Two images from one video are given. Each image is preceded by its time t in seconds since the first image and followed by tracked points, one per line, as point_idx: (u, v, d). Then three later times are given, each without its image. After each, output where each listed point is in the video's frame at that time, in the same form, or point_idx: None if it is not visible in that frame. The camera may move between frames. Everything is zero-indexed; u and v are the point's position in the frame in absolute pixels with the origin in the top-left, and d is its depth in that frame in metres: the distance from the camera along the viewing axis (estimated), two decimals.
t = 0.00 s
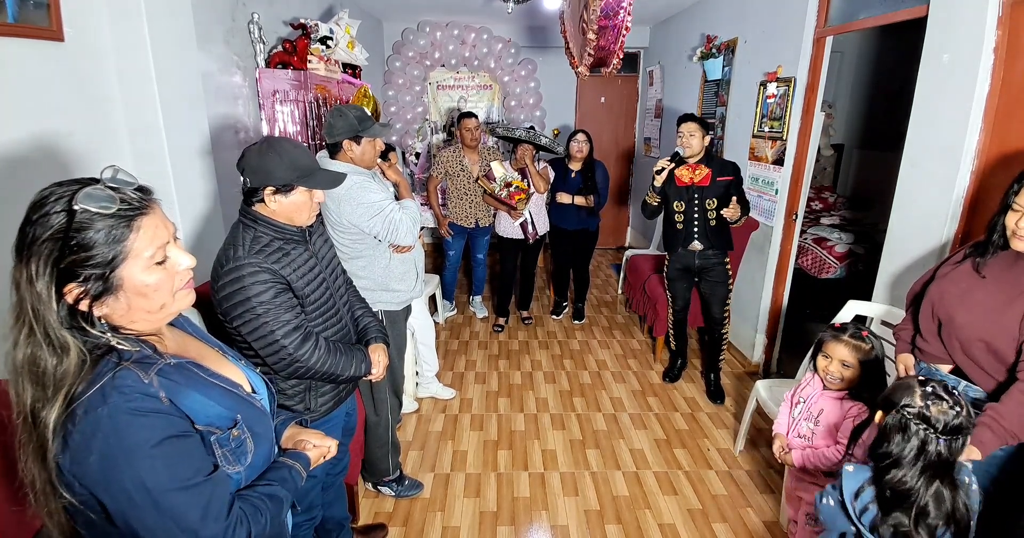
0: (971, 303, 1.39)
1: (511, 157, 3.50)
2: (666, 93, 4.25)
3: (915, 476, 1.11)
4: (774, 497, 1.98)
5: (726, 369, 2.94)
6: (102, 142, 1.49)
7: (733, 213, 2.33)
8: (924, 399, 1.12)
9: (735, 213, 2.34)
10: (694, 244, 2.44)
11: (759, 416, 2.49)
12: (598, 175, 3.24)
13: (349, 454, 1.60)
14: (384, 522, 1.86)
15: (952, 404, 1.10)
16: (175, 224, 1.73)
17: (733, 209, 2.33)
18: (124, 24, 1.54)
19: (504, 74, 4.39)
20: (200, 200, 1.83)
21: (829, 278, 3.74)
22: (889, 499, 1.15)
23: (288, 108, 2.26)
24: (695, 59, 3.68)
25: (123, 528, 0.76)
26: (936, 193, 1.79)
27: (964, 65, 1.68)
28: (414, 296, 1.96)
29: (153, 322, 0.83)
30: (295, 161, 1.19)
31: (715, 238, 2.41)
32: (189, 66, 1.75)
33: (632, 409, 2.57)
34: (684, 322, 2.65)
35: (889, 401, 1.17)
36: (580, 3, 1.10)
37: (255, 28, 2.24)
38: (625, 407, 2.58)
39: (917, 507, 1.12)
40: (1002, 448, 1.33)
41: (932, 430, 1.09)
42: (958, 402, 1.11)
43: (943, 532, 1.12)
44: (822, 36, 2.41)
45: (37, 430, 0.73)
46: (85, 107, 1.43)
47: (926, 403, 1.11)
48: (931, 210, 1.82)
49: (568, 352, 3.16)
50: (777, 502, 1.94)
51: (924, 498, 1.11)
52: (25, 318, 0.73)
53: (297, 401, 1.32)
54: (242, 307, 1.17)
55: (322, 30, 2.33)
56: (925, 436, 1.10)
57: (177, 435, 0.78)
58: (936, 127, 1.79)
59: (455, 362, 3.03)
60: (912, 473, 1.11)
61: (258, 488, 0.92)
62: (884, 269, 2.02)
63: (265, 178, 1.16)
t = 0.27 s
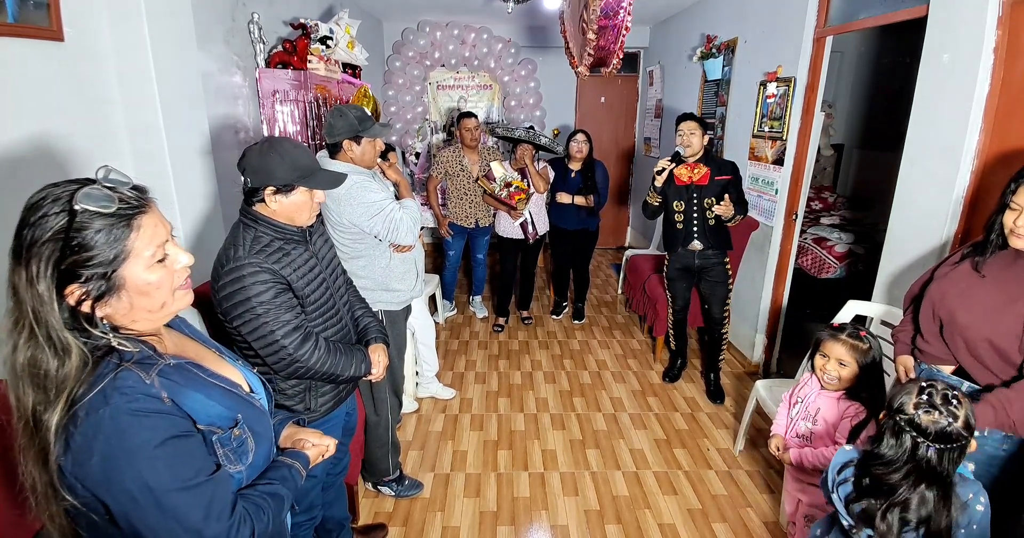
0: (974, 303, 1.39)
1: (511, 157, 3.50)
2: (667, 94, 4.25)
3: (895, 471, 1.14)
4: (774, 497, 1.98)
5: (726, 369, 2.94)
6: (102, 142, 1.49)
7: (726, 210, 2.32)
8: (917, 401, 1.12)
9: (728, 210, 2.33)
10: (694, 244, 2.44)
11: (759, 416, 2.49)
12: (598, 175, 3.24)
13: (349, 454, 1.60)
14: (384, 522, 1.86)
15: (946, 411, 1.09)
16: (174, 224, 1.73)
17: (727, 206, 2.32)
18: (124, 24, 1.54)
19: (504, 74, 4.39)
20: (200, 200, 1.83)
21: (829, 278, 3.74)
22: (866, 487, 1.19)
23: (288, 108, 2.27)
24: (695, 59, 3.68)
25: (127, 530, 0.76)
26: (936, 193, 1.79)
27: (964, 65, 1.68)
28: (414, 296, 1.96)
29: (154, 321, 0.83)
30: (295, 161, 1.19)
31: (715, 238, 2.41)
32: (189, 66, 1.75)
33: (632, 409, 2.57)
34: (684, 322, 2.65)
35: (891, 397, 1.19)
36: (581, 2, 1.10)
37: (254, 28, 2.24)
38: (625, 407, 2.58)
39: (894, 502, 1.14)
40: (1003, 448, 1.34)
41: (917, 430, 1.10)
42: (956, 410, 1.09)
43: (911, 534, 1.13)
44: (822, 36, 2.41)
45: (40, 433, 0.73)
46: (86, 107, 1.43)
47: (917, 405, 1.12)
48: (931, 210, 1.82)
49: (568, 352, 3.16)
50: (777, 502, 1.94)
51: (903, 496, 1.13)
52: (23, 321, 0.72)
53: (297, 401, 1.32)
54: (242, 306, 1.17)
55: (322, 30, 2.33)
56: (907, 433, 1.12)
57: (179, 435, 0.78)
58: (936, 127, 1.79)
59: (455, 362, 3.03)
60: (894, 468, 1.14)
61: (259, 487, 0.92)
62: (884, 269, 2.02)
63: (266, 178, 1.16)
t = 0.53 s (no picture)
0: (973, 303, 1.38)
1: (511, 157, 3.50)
2: (667, 94, 4.25)
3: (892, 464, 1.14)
4: (774, 497, 1.98)
5: (726, 369, 2.94)
6: (103, 142, 1.49)
7: (720, 210, 2.34)
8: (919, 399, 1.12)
9: (722, 210, 2.34)
10: (693, 244, 2.44)
11: (759, 416, 2.49)
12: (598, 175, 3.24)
13: (350, 454, 1.60)
14: (384, 522, 1.86)
15: (943, 407, 1.09)
16: (174, 224, 1.73)
17: (721, 205, 2.33)
18: (126, 25, 1.54)
19: (504, 74, 4.39)
20: (200, 200, 1.83)
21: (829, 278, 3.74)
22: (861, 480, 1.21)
23: (288, 108, 2.27)
24: (695, 59, 3.68)
25: (136, 529, 0.76)
26: (936, 193, 1.79)
27: (964, 65, 1.68)
28: (414, 295, 1.96)
29: (156, 321, 0.83)
30: (295, 161, 1.19)
31: (715, 238, 2.41)
32: (190, 66, 1.75)
33: (632, 409, 2.57)
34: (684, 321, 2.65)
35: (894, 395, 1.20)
36: (581, 3, 1.10)
37: (254, 28, 2.25)
38: (625, 407, 2.58)
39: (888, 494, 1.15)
40: (1007, 449, 1.36)
41: (915, 426, 1.11)
42: (954, 409, 1.09)
43: (899, 530, 1.14)
44: (822, 36, 2.41)
45: (46, 435, 0.73)
46: (86, 107, 1.43)
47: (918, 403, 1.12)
48: (931, 210, 1.82)
49: (568, 352, 3.16)
50: (777, 502, 1.94)
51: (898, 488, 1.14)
52: (25, 323, 0.71)
53: (296, 401, 1.32)
54: (241, 307, 1.17)
55: (322, 30, 2.33)
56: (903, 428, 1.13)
57: (186, 434, 0.78)
58: (936, 127, 1.79)
59: (455, 362, 3.03)
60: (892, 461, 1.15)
61: (264, 482, 0.93)
62: (884, 268, 2.02)
63: (265, 178, 1.16)
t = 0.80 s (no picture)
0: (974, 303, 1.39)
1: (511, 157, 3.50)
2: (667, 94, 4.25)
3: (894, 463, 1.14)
4: (774, 497, 1.98)
5: (726, 369, 2.94)
6: (103, 142, 1.49)
7: (713, 209, 2.32)
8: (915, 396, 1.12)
9: (715, 209, 2.32)
10: (692, 244, 2.43)
11: (759, 416, 2.49)
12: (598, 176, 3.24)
13: (350, 454, 1.60)
14: (384, 522, 1.86)
15: (938, 400, 1.10)
16: (174, 224, 1.73)
17: (715, 205, 2.32)
18: (126, 25, 1.54)
19: (504, 74, 4.39)
20: (200, 200, 1.83)
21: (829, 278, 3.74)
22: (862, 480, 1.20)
23: (288, 108, 2.27)
24: (695, 60, 3.68)
25: (142, 527, 0.76)
26: (936, 193, 1.80)
27: (964, 65, 1.68)
28: (414, 295, 1.96)
29: (157, 320, 0.83)
30: (295, 162, 1.19)
31: (715, 238, 2.41)
32: (190, 66, 1.75)
33: (632, 409, 2.57)
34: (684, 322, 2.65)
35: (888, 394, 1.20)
36: (581, 2, 1.10)
37: (254, 28, 2.24)
38: (625, 407, 2.58)
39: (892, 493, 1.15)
40: (1009, 450, 1.36)
41: (914, 423, 1.10)
42: (948, 402, 1.10)
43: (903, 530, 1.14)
44: (822, 37, 2.41)
45: (50, 435, 0.73)
46: (87, 107, 1.43)
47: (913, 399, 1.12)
48: (931, 210, 1.82)
49: (568, 352, 3.16)
50: (777, 502, 1.94)
51: (900, 487, 1.13)
52: (28, 323, 0.71)
53: (296, 401, 1.31)
54: (241, 307, 1.17)
55: (322, 30, 2.33)
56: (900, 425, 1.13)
57: (191, 432, 0.78)
58: (936, 127, 1.79)
59: (455, 362, 3.03)
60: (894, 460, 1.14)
61: (267, 480, 0.93)
62: (884, 268, 2.02)
63: (265, 178, 1.16)
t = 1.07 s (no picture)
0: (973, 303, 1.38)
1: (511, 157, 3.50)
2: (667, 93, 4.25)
3: (916, 471, 1.11)
4: (774, 497, 1.98)
5: (726, 369, 2.94)
6: (103, 142, 1.49)
7: (708, 213, 2.33)
8: (923, 397, 1.12)
9: (711, 213, 2.33)
10: (691, 244, 2.43)
11: (759, 416, 2.49)
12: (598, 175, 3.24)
13: (350, 454, 1.60)
14: (384, 522, 1.86)
15: (947, 395, 1.10)
16: (174, 224, 1.73)
17: (711, 209, 2.33)
18: (126, 24, 1.54)
19: (504, 74, 4.39)
20: (200, 200, 1.83)
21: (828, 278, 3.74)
22: (877, 491, 1.17)
23: (288, 108, 2.27)
24: (695, 59, 3.68)
25: (138, 526, 0.76)
26: (936, 193, 1.79)
27: (964, 65, 1.68)
28: (414, 296, 1.96)
29: (156, 316, 0.83)
30: (295, 161, 1.19)
31: (715, 238, 2.41)
32: (189, 66, 1.75)
33: (632, 409, 2.56)
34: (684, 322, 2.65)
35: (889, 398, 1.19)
36: (581, 2, 1.10)
37: (254, 28, 2.24)
38: (625, 407, 2.58)
39: (915, 501, 1.12)
40: (1010, 450, 1.36)
41: (933, 426, 1.09)
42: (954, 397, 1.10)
43: (925, 532, 1.14)
44: (822, 36, 2.41)
45: (48, 431, 0.73)
46: (86, 106, 1.43)
47: (924, 400, 1.11)
48: (931, 210, 1.82)
49: (568, 352, 3.16)
50: (777, 502, 1.94)
51: (923, 492, 1.11)
52: (27, 320, 0.71)
53: (296, 401, 1.31)
54: (241, 307, 1.17)
55: (322, 30, 2.34)
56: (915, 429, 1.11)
57: (187, 431, 0.78)
58: (936, 126, 1.79)
59: (455, 362, 3.03)
60: (915, 469, 1.11)
61: (263, 480, 0.93)
62: (884, 268, 2.02)
63: (265, 178, 1.16)
